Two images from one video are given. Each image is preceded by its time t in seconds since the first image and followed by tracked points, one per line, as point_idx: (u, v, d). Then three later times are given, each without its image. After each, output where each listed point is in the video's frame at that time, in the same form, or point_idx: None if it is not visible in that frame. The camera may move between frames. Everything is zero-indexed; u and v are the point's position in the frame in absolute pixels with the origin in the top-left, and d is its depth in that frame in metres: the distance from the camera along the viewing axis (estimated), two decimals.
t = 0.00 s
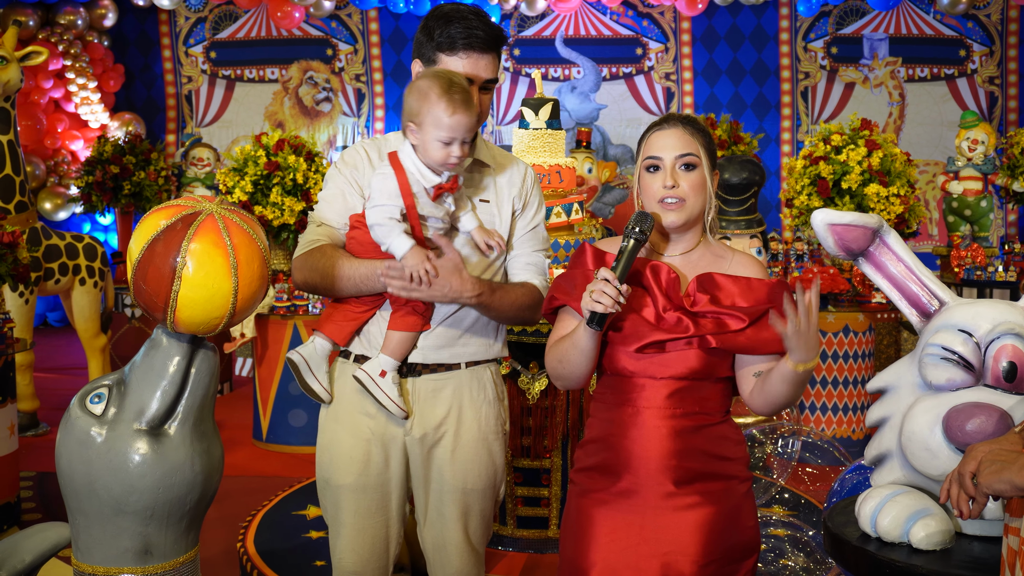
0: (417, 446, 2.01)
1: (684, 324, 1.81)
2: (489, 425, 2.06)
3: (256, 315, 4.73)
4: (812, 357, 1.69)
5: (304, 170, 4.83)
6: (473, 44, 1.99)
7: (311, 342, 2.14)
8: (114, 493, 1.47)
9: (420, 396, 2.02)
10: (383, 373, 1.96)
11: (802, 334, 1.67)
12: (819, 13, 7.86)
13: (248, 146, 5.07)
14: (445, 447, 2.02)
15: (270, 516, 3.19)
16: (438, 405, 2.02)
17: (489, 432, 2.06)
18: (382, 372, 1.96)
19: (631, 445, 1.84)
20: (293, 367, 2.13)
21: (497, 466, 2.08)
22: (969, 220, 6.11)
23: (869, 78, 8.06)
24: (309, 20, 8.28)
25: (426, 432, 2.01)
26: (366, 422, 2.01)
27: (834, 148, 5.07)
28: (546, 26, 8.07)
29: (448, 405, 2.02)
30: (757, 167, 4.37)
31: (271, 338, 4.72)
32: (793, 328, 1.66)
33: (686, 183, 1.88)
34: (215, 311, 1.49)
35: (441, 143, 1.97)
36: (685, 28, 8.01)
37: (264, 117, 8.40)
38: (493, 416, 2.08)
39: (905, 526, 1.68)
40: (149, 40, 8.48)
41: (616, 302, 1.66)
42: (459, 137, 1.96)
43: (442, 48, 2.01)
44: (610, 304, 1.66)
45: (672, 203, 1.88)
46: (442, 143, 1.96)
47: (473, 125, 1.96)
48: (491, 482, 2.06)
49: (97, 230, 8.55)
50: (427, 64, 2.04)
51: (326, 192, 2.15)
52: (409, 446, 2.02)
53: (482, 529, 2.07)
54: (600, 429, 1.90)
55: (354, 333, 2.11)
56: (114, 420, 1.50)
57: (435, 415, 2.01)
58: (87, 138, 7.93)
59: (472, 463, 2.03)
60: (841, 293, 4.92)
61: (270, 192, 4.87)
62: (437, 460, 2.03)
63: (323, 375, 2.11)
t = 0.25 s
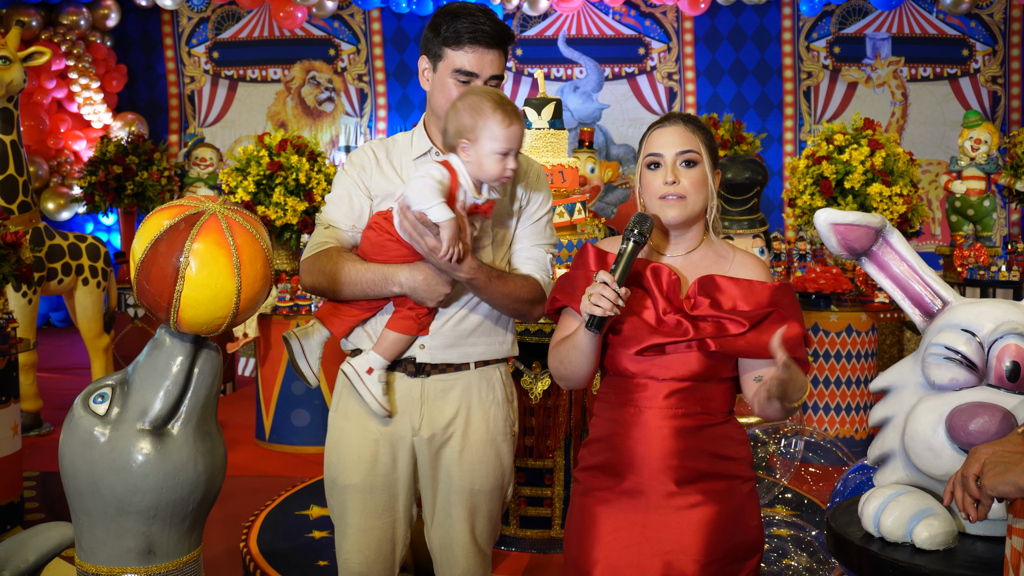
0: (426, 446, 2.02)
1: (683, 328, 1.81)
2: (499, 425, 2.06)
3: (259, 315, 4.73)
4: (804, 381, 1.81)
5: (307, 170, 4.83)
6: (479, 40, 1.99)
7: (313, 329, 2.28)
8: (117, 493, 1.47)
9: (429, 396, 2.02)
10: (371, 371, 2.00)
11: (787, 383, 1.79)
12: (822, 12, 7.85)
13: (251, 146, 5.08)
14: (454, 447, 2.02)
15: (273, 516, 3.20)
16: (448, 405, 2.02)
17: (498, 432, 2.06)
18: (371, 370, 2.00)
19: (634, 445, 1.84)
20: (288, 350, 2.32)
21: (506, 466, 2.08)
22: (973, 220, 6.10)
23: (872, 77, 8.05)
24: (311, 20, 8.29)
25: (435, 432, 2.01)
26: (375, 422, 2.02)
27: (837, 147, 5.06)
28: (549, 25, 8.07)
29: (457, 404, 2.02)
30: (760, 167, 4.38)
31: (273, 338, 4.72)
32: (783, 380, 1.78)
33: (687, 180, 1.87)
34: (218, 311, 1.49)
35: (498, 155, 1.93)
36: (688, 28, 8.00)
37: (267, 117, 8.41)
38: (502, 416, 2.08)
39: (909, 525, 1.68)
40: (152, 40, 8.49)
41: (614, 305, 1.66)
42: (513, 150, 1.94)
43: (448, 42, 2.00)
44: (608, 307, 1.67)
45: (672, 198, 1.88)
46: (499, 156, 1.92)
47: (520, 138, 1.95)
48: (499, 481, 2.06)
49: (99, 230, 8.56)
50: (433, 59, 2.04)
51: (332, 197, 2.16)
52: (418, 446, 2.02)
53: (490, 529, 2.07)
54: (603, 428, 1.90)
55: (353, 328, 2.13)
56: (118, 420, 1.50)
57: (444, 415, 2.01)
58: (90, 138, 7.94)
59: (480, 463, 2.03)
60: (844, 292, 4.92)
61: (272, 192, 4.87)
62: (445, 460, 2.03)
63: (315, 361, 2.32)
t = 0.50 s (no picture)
0: (434, 447, 2.02)
1: (683, 327, 1.81)
2: (506, 426, 2.06)
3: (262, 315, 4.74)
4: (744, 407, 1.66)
5: (309, 171, 4.84)
6: (483, 42, 2.01)
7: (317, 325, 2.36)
8: (120, 494, 1.47)
9: (437, 397, 2.02)
10: (343, 363, 2.08)
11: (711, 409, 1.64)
12: (824, 12, 7.84)
13: (254, 147, 5.08)
14: (462, 448, 2.02)
15: (275, 517, 3.20)
16: (455, 406, 2.02)
17: (506, 433, 2.06)
18: (343, 362, 2.08)
19: (637, 445, 1.85)
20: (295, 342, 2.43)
21: (514, 467, 2.08)
22: (975, 220, 6.09)
23: (874, 77, 8.04)
24: (314, 21, 8.30)
25: (443, 433, 2.01)
26: (383, 423, 2.02)
27: (839, 148, 5.05)
28: (551, 25, 8.08)
29: (464, 405, 2.02)
30: (762, 168, 4.39)
31: (276, 338, 4.73)
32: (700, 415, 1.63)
33: (669, 172, 1.88)
34: (221, 312, 1.50)
35: (536, 170, 1.98)
36: (690, 28, 8.01)
37: (270, 117, 8.42)
38: (511, 418, 2.08)
39: (910, 526, 1.68)
40: (155, 41, 8.51)
41: (607, 306, 1.67)
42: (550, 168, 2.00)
43: (448, 44, 2.02)
44: (601, 308, 1.68)
45: (655, 189, 1.89)
46: (538, 171, 1.98)
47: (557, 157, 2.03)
48: (507, 482, 2.06)
49: (102, 230, 8.57)
50: (436, 62, 2.06)
51: (339, 197, 2.14)
52: (427, 446, 2.02)
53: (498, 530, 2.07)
54: (607, 428, 1.91)
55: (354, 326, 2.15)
56: (120, 420, 1.51)
57: (452, 416, 2.01)
58: (92, 138, 7.95)
59: (487, 464, 2.03)
60: (847, 293, 4.92)
61: (275, 193, 4.88)
62: (452, 461, 2.03)
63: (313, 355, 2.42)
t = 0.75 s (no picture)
0: (440, 447, 2.02)
1: (678, 323, 1.83)
2: (512, 426, 2.06)
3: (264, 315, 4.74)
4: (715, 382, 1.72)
5: (312, 171, 4.84)
6: (483, 44, 2.00)
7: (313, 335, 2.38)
8: (122, 494, 1.48)
9: (443, 396, 2.02)
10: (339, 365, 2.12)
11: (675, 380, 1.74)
12: (827, 12, 7.84)
13: (256, 147, 5.09)
14: (467, 448, 2.02)
15: (278, 516, 3.21)
16: (461, 406, 2.02)
17: (512, 433, 2.06)
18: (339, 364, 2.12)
19: (638, 446, 1.85)
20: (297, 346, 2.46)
21: (519, 467, 2.08)
22: (978, 220, 6.09)
23: (877, 77, 8.04)
24: (317, 21, 8.30)
25: (449, 433, 2.01)
26: (389, 423, 2.02)
27: (842, 148, 5.05)
28: (554, 26, 8.08)
29: (469, 405, 2.02)
30: (764, 168, 4.39)
31: (278, 338, 4.73)
32: (660, 386, 1.74)
33: (655, 174, 1.92)
34: (223, 312, 1.50)
35: (539, 172, 1.98)
36: (693, 28, 8.01)
37: (272, 118, 8.43)
38: (517, 417, 2.08)
39: (913, 527, 1.68)
40: (158, 41, 8.52)
41: (594, 295, 1.70)
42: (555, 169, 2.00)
43: (447, 48, 2.02)
44: (588, 298, 1.71)
45: (643, 189, 1.93)
46: (541, 172, 1.98)
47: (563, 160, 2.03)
48: (512, 482, 2.06)
49: (105, 230, 8.58)
50: (435, 67, 2.06)
51: (343, 200, 2.15)
52: (432, 446, 2.02)
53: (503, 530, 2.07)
54: (608, 427, 1.92)
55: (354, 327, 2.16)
56: (123, 420, 1.51)
57: (458, 416, 2.01)
58: (95, 138, 7.96)
59: (492, 464, 2.03)
60: (849, 293, 4.91)
61: (277, 193, 4.88)
62: (457, 461, 2.03)
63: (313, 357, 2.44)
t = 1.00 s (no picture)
0: (441, 446, 2.01)
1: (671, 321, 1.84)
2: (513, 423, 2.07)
3: (267, 315, 4.75)
4: (752, 347, 1.68)
5: (314, 171, 4.84)
6: (479, 43, 2.00)
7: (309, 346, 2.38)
8: (125, 494, 1.48)
9: (444, 396, 2.01)
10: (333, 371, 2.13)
11: (709, 335, 1.69)
12: (829, 12, 7.83)
13: (259, 147, 5.09)
14: (470, 445, 2.03)
15: (281, 516, 3.21)
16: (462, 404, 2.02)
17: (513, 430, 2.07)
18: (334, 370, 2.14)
19: (637, 445, 1.86)
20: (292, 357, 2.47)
21: (519, 464, 2.09)
22: (980, 220, 6.08)
23: (880, 77, 8.03)
24: (319, 21, 8.30)
25: (450, 432, 2.01)
26: (390, 423, 2.01)
27: (844, 148, 5.05)
28: (556, 26, 8.08)
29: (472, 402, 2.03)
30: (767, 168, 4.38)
31: (281, 338, 4.73)
32: (697, 340, 1.69)
33: (651, 176, 1.93)
34: (225, 313, 1.51)
35: (523, 178, 1.97)
36: (695, 28, 8.00)
37: (275, 118, 8.44)
38: (517, 415, 2.08)
39: (915, 527, 1.68)
40: (161, 41, 8.52)
41: (585, 287, 1.73)
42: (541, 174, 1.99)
43: (443, 50, 2.02)
44: (579, 291, 1.74)
45: (641, 190, 1.94)
46: (525, 178, 1.97)
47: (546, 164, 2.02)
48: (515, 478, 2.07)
49: (108, 230, 8.59)
50: (431, 68, 2.06)
51: (334, 200, 2.16)
52: (433, 445, 2.02)
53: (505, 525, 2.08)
54: (608, 425, 1.94)
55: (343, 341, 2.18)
56: (125, 420, 1.51)
57: (459, 414, 2.01)
58: (98, 139, 7.97)
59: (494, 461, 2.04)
60: (852, 293, 4.91)
61: (280, 193, 4.89)
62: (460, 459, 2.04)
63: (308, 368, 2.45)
